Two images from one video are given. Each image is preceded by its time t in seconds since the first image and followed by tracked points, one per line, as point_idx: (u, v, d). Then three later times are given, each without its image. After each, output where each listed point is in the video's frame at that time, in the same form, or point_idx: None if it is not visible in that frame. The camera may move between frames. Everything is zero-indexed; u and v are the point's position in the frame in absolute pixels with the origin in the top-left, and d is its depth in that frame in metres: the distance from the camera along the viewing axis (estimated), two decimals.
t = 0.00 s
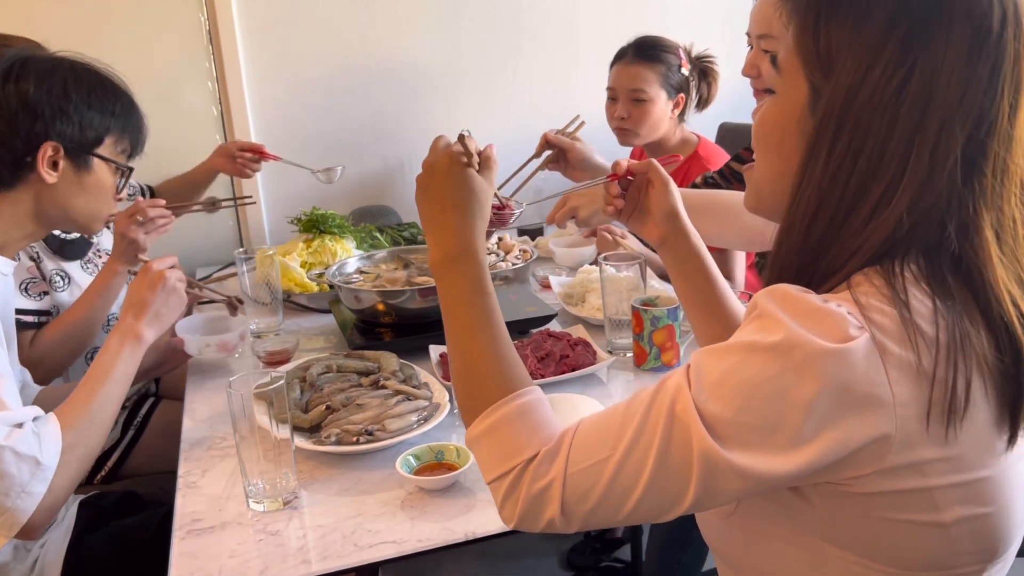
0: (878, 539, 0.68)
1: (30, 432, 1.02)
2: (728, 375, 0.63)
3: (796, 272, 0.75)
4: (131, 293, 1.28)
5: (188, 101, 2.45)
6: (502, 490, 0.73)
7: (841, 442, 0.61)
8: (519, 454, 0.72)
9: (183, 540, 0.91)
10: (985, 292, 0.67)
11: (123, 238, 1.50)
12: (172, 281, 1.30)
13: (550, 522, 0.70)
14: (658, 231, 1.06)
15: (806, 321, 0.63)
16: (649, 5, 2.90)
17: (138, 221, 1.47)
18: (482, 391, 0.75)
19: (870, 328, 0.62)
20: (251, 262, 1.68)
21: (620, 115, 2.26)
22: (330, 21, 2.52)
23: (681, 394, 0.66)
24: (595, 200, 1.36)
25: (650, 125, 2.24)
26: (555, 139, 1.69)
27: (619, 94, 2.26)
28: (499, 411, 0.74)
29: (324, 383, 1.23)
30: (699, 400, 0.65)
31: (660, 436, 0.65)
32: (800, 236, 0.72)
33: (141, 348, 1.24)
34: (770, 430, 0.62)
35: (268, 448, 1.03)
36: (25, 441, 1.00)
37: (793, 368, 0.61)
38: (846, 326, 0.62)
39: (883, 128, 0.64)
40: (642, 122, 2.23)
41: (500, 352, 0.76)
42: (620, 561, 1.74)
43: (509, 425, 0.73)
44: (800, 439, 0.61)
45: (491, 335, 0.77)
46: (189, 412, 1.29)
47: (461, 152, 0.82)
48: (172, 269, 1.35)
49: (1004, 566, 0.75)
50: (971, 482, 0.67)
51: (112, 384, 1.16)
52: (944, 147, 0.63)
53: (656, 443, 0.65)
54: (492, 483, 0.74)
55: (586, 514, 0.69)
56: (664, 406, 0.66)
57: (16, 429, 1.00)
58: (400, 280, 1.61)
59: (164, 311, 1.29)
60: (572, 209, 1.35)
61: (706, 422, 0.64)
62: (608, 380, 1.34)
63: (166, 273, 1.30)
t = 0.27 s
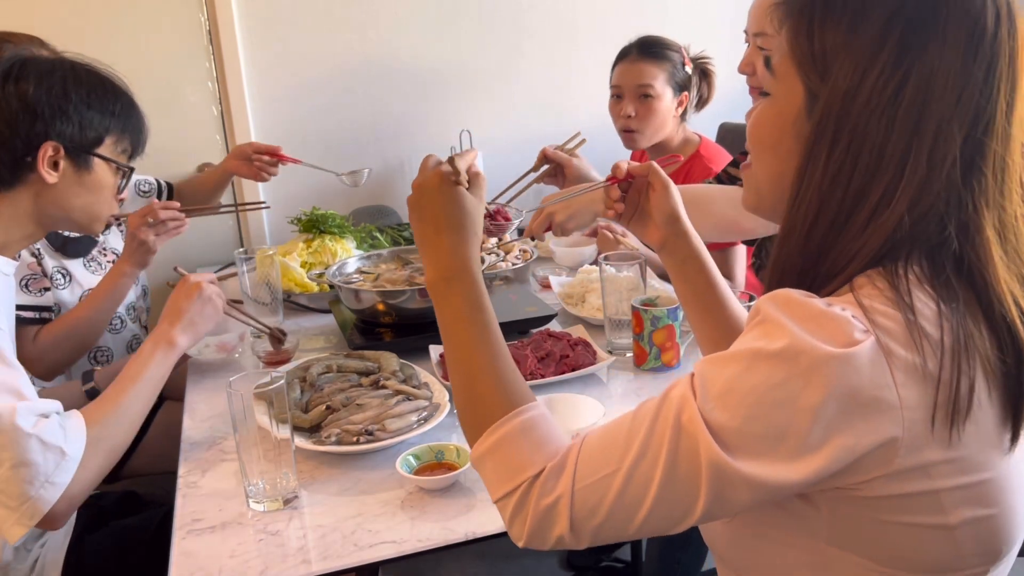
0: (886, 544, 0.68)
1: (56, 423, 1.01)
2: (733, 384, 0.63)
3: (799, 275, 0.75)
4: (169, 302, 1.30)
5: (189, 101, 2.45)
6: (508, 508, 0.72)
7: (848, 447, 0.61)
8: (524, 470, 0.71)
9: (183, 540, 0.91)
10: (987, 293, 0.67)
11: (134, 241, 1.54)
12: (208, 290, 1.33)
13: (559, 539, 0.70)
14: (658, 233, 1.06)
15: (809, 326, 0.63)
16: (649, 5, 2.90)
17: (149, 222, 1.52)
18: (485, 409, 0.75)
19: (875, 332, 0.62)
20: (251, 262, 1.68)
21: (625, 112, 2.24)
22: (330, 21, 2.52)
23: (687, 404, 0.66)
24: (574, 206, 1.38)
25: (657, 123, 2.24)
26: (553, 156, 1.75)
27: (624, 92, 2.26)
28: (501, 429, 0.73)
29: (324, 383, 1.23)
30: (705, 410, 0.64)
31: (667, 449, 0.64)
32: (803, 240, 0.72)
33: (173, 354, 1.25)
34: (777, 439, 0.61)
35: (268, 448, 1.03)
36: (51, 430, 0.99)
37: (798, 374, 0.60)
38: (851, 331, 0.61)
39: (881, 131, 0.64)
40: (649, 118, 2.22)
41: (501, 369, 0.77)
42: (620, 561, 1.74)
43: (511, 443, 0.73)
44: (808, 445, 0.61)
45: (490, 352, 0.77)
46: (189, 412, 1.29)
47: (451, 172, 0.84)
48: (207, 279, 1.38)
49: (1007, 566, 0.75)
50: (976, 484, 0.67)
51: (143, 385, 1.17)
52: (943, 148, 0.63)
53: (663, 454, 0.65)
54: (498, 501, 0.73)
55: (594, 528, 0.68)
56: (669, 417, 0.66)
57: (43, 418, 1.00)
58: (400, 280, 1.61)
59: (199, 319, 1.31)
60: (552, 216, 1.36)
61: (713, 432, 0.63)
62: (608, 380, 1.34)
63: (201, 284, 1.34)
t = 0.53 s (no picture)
0: (896, 545, 0.67)
1: (65, 417, 1.01)
2: (742, 387, 0.63)
3: (810, 278, 0.75)
4: (172, 300, 1.31)
5: (188, 101, 2.45)
6: (521, 515, 0.72)
7: (861, 448, 0.61)
8: (535, 476, 0.71)
9: (183, 540, 0.91)
10: (997, 290, 0.67)
11: (136, 242, 1.53)
12: (208, 288, 1.34)
13: (571, 544, 0.70)
14: (643, 236, 1.07)
15: (819, 326, 0.63)
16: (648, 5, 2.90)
17: (151, 223, 1.52)
18: (494, 414, 0.76)
19: (887, 332, 0.62)
20: (251, 262, 1.68)
21: (626, 112, 2.24)
22: (330, 21, 2.52)
23: (697, 407, 0.66)
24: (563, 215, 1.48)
25: (659, 122, 2.24)
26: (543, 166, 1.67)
27: (626, 91, 2.26)
28: (511, 434, 0.74)
29: (324, 383, 1.23)
30: (714, 413, 0.64)
31: (678, 453, 0.64)
32: (815, 243, 0.72)
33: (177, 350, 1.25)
34: (790, 442, 0.61)
35: (268, 448, 1.03)
36: (60, 424, 0.99)
37: (811, 375, 0.60)
38: (863, 331, 0.61)
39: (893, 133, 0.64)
40: (650, 118, 2.22)
41: (506, 375, 0.78)
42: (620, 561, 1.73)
43: (519, 449, 0.73)
44: (820, 446, 0.61)
45: (496, 357, 0.78)
46: (189, 412, 1.29)
47: (426, 188, 0.84)
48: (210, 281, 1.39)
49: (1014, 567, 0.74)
50: (987, 485, 0.66)
51: (148, 380, 1.17)
52: (956, 147, 0.63)
53: (674, 458, 0.64)
54: (510, 510, 0.73)
55: (606, 534, 0.68)
56: (680, 421, 0.66)
57: (52, 412, 1.00)
58: (400, 279, 1.61)
59: (200, 316, 1.31)
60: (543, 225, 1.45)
61: (723, 434, 0.63)
62: (608, 380, 1.34)
63: (201, 282, 1.35)
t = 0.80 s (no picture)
0: (910, 545, 0.67)
1: (64, 414, 1.01)
2: (758, 388, 0.63)
3: (819, 281, 0.75)
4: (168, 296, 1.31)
5: (188, 101, 2.44)
6: (538, 524, 0.72)
7: (880, 447, 0.61)
8: (550, 485, 0.71)
9: (183, 540, 0.91)
10: (1005, 277, 0.69)
11: (137, 243, 1.53)
12: (205, 284, 1.34)
13: (590, 551, 0.69)
14: (631, 249, 1.07)
15: (835, 326, 0.63)
16: (648, 5, 2.90)
17: (152, 225, 1.53)
18: (506, 425, 0.76)
19: (901, 329, 0.62)
20: (251, 262, 1.68)
21: (626, 112, 2.24)
22: (330, 21, 2.52)
23: (713, 410, 0.65)
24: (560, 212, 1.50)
25: (659, 122, 2.23)
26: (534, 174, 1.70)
27: (626, 91, 2.26)
28: (524, 444, 0.74)
29: (324, 383, 1.23)
30: (730, 414, 0.64)
31: (695, 457, 0.64)
32: (825, 248, 0.71)
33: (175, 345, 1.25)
34: (809, 443, 0.61)
35: (268, 448, 1.03)
36: (59, 420, 0.99)
37: (828, 374, 0.60)
38: (879, 328, 0.61)
39: (900, 131, 0.64)
40: (650, 118, 2.22)
41: (514, 380, 0.78)
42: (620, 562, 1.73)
43: (533, 456, 0.73)
44: (838, 446, 0.61)
45: (506, 369, 0.78)
46: (188, 412, 1.29)
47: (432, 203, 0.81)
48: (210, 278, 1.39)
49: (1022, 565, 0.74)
50: (1000, 482, 0.67)
51: (147, 376, 1.17)
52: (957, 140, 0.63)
53: (692, 461, 0.64)
54: (526, 521, 0.73)
55: (624, 540, 0.68)
56: (695, 424, 0.65)
57: (51, 409, 1.00)
58: (400, 279, 1.61)
59: (199, 310, 1.31)
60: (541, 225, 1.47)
61: (741, 437, 0.63)
62: (608, 380, 1.34)
63: (199, 278, 1.35)
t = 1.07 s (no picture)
0: (907, 544, 0.67)
1: (65, 410, 1.01)
2: (755, 386, 0.63)
3: (814, 280, 0.74)
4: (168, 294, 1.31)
5: (188, 101, 2.44)
6: (534, 519, 0.72)
7: (875, 446, 0.60)
8: (549, 480, 0.71)
9: (183, 540, 0.91)
10: (1003, 279, 0.68)
11: (137, 243, 1.55)
12: (205, 284, 1.35)
13: (585, 548, 0.69)
14: (634, 255, 1.06)
15: (831, 325, 0.63)
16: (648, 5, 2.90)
17: (151, 226, 1.55)
18: (507, 419, 0.76)
19: (897, 328, 0.62)
20: (251, 262, 1.68)
21: (626, 112, 2.24)
22: (329, 21, 2.52)
23: (708, 409, 0.65)
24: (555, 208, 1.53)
25: (659, 122, 2.23)
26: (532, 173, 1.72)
27: (626, 91, 2.25)
28: (525, 439, 0.74)
29: (324, 383, 1.23)
30: (726, 413, 0.64)
31: (691, 455, 0.64)
32: (820, 247, 0.71)
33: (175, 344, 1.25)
34: (804, 441, 0.61)
35: (268, 447, 1.03)
36: (61, 416, 0.99)
37: (824, 373, 0.60)
38: (874, 327, 0.61)
39: (894, 130, 0.64)
40: (650, 117, 2.22)
41: (518, 376, 0.78)
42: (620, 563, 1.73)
43: (533, 454, 0.73)
44: (833, 444, 0.61)
45: (511, 367, 0.78)
46: (188, 412, 1.29)
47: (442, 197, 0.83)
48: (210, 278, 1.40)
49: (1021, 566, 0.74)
50: (998, 482, 0.66)
51: (147, 373, 1.17)
52: (947, 138, 0.63)
53: (687, 459, 0.64)
54: (523, 515, 0.73)
55: (620, 537, 0.68)
56: (691, 422, 0.66)
57: (52, 405, 1.00)
58: (400, 280, 1.61)
59: (199, 308, 1.32)
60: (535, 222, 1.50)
61: (736, 436, 0.63)
62: (608, 380, 1.34)
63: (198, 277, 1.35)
